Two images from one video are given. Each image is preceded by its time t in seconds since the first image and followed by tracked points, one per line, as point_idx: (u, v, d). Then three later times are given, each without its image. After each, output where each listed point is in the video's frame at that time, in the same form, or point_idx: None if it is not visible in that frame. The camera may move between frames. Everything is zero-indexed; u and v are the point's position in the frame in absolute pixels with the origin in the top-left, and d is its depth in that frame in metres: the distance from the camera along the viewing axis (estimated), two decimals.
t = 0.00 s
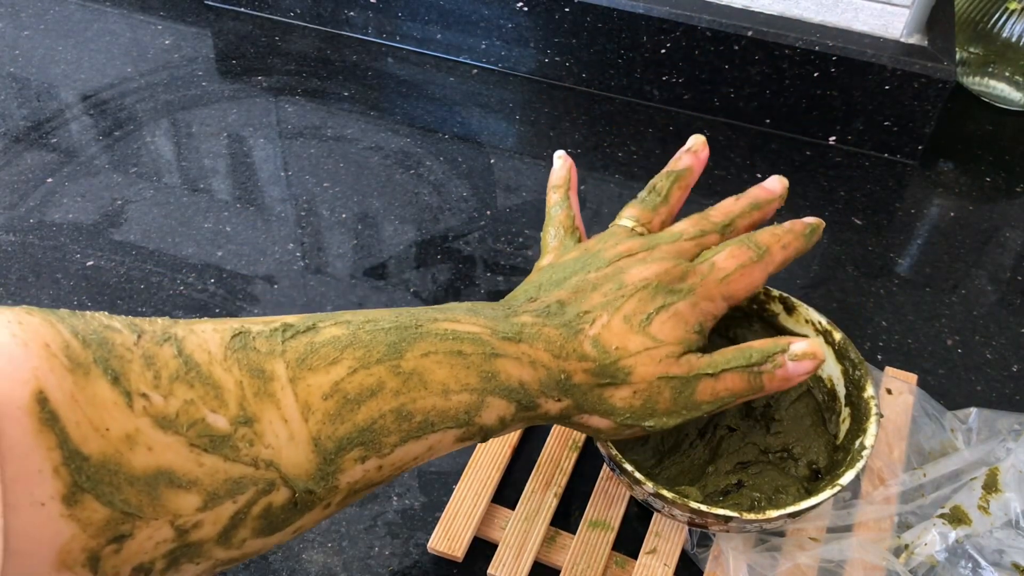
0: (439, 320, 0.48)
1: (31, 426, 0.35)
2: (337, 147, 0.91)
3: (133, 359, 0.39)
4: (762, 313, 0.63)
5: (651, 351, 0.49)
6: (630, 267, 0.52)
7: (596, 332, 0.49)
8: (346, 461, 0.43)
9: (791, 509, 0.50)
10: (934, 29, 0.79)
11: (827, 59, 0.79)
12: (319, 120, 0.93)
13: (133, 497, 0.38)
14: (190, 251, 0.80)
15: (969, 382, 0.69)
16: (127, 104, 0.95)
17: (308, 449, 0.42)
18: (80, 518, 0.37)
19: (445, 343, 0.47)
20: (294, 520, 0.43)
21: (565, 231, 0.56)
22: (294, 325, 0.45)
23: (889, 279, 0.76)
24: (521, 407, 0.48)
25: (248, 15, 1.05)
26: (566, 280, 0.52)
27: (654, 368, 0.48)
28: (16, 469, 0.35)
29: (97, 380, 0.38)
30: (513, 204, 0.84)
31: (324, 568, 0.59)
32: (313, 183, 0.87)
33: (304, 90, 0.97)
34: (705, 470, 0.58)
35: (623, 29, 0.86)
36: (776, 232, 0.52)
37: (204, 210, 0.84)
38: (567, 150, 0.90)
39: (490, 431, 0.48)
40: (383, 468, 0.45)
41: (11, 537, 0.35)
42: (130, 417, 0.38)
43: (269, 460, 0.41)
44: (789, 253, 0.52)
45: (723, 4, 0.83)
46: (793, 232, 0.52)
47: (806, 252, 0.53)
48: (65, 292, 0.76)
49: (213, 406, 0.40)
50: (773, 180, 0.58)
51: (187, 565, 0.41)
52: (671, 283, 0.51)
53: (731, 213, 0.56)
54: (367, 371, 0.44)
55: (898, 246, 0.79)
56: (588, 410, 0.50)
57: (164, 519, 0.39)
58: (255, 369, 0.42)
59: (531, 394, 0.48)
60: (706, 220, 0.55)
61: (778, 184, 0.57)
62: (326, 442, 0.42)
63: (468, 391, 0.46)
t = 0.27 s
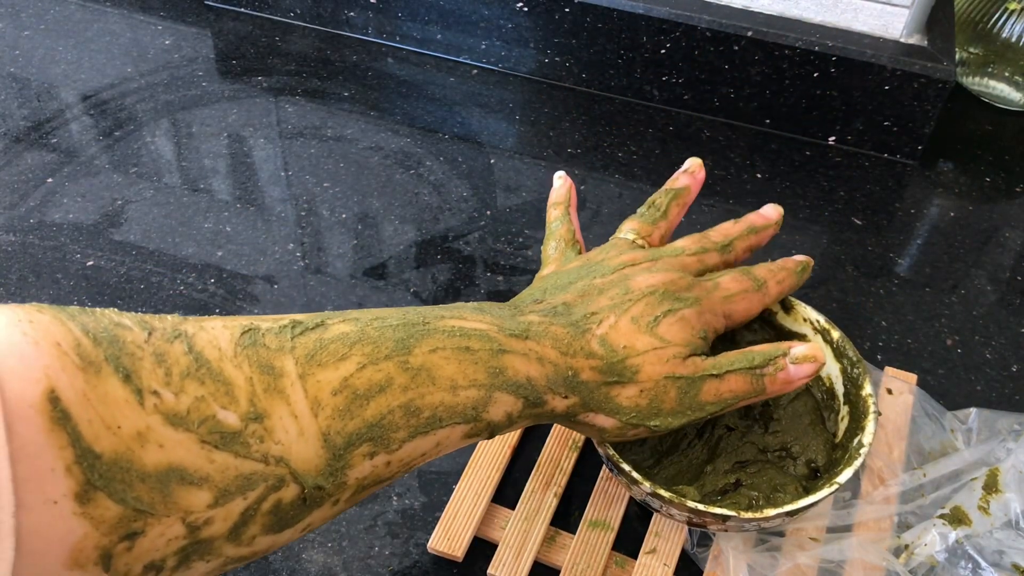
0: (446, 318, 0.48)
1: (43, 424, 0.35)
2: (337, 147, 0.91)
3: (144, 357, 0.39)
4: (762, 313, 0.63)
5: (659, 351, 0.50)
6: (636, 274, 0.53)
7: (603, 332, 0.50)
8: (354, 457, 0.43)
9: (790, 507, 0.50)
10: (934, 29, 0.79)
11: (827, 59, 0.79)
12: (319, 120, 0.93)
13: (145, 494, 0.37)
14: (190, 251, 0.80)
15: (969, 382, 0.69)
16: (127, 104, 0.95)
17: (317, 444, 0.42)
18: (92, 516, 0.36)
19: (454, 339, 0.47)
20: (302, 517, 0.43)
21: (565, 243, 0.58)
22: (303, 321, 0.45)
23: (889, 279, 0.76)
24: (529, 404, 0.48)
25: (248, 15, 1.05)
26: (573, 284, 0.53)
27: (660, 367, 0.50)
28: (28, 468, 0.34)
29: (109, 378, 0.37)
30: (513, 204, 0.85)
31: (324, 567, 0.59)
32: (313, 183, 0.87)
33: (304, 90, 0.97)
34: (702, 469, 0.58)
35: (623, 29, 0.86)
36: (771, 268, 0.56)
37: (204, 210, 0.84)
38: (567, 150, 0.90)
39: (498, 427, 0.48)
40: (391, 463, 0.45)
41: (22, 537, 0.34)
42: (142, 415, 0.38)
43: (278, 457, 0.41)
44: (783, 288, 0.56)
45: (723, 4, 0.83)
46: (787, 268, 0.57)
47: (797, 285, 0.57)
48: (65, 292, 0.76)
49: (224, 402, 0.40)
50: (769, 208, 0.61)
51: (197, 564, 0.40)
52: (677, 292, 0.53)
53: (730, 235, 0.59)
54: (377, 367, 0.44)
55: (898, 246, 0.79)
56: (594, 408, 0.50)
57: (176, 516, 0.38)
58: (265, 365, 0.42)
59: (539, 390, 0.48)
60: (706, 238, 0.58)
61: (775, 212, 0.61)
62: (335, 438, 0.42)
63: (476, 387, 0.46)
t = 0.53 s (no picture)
0: (445, 317, 0.48)
1: (43, 427, 0.35)
2: (337, 147, 0.91)
3: (143, 359, 0.39)
4: (761, 313, 0.63)
5: (657, 350, 0.50)
6: (633, 274, 0.53)
7: (602, 330, 0.50)
8: (354, 457, 0.43)
9: (787, 506, 0.50)
10: (934, 29, 0.79)
11: (827, 59, 0.79)
12: (319, 120, 0.93)
13: (144, 496, 0.37)
14: (191, 251, 0.80)
15: (969, 382, 0.69)
16: (127, 104, 0.95)
17: (316, 445, 0.42)
18: (92, 519, 0.36)
19: (452, 338, 0.47)
20: (302, 517, 0.43)
21: (562, 246, 0.58)
22: (302, 321, 0.45)
23: (888, 279, 0.76)
24: (528, 402, 0.48)
25: (248, 15, 1.05)
26: (571, 284, 0.53)
27: (658, 367, 0.50)
28: (28, 471, 0.34)
29: (108, 381, 0.37)
30: (513, 204, 0.85)
31: (324, 567, 0.59)
32: (313, 183, 0.87)
33: (304, 90, 0.97)
34: (700, 469, 0.58)
35: (623, 29, 0.86)
36: (768, 267, 0.56)
37: (204, 210, 0.84)
38: (567, 150, 0.90)
39: (497, 426, 0.48)
40: (391, 463, 0.45)
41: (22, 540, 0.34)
42: (141, 417, 0.38)
43: (278, 458, 0.41)
44: (779, 287, 0.56)
45: (723, 4, 0.83)
46: (785, 268, 0.56)
47: (793, 287, 0.57)
48: (65, 292, 0.76)
49: (223, 404, 0.40)
50: (769, 223, 0.60)
51: (198, 564, 0.40)
52: (674, 292, 0.53)
53: (729, 244, 0.59)
54: (376, 367, 0.44)
55: (898, 245, 0.79)
56: (593, 406, 0.50)
57: (176, 518, 0.38)
58: (264, 366, 0.42)
59: (538, 389, 0.48)
60: (706, 246, 0.58)
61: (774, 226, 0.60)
62: (335, 438, 0.42)
63: (474, 386, 0.46)
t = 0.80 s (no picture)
0: (449, 314, 0.48)
1: (40, 420, 0.34)
2: (337, 147, 0.91)
3: (142, 355, 0.39)
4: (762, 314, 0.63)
5: (664, 351, 0.50)
6: (640, 274, 0.53)
7: (609, 329, 0.50)
8: (355, 454, 0.43)
9: (791, 509, 0.50)
10: (934, 30, 0.79)
11: (827, 59, 0.79)
12: (319, 120, 0.93)
13: (143, 491, 0.37)
14: (190, 251, 0.80)
15: (969, 382, 0.69)
16: (127, 104, 0.95)
17: (316, 443, 0.42)
18: (91, 513, 0.35)
19: (457, 335, 0.47)
20: (303, 514, 0.43)
21: (566, 242, 0.58)
22: (304, 318, 0.45)
23: (888, 279, 0.76)
24: (532, 400, 0.49)
25: (248, 15, 1.05)
26: (576, 282, 0.53)
27: (665, 367, 0.50)
28: (26, 465, 0.33)
29: (107, 376, 0.37)
30: (513, 204, 0.85)
31: (324, 568, 0.59)
32: (313, 183, 0.87)
33: (304, 90, 0.97)
34: (704, 470, 0.58)
35: (623, 29, 0.86)
36: (771, 269, 0.56)
37: (204, 210, 0.84)
38: (567, 150, 0.90)
39: (502, 423, 0.48)
40: (393, 461, 0.45)
41: (19, 534, 0.33)
42: (141, 412, 0.38)
43: (278, 455, 0.41)
44: (784, 289, 0.56)
45: (723, 4, 0.83)
46: (788, 270, 0.56)
47: (796, 288, 0.57)
48: (65, 292, 0.76)
49: (224, 400, 0.40)
50: (768, 220, 0.61)
51: (197, 559, 0.41)
52: (681, 292, 0.52)
53: (731, 243, 0.59)
54: (378, 365, 0.44)
55: (898, 245, 0.79)
56: (598, 406, 0.50)
57: (175, 513, 0.38)
58: (265, 362, 0.42)
59: (543, 387, 0.49)
60: (710, 247, 0.58)
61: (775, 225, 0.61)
62: (336, 436, 0.42)
63: (478, 384, 0.46)
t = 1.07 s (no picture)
0: (439, 263, 0.43)
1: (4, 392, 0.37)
2: (337, 147, 0.91)
3: (102, 321, 0.40)
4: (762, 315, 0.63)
5: (681, 305, 0.42)
6: (659, 218, 0.43)
7: (621, 280, 0.43)
8: (335, 418, 0.42)
9: (792, 509, 0.50)
10: (934, 30, 0.79)
11: (827, 58, 0.79)
12: (319, 120, 0.93)
13: (106, 463, 0.39)
14: (190, 251, 0.80)
15: (970, 382, 0.69)
16: (127, 104, 0.95)
17: (289, 408, 0.41)
18: (56, 485, 0.39)
19: (445, 289, 0.42)
20: (284, 477, 0.43)
21: (587, 171, 0.46)
22: (279, 275, 0.42)
23: (888, 279, 0.76)
24: (531, 355, 0.44)
25: (248, 15, 1.05)
26: (592, 220, 0.44)
27: (681, 323, 0.42)
28: None
29: (66, 344, 0.39)
30: (513, 204, 0.85)
31: (324, 568, 0.59)
32: (313, 183, 0.87)
33: (304, 90, 0.97)
34: (705, 470, 0.58)
35: (623, 29, 0.86)
36: (806, 194, 0.41)
37: (204, 210, 0.84)
38: (567, 150, 0.90)
39: (499, 379, 0.44)
40: (377, 421, 0.43)
41: None
42: (100, 382, 0.39)
43: (248, 423, 0.41)
44: (820, 223, 0.42)
45: (723, 4, 0.83)
46: (826, 190, 0.41)
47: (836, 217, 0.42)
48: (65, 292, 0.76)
49: (187, 367, 0.40)
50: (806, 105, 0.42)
51: (173, 528, 0.43)
52: (702, 240, 0.43)
53: (759, 155, 0.43)
54: (355, 326, 0.41)
55: (898, 245, 0.79)
56: (604, 359, 0.44)
57: (142, 485, 0.40)
58: (234, 328, 0.41)
59: (543, 342, 0.43)
60: (736, 164, 0.43)
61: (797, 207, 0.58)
62: (311, 401, 0.41)
63: (468, 343, 0.42)
